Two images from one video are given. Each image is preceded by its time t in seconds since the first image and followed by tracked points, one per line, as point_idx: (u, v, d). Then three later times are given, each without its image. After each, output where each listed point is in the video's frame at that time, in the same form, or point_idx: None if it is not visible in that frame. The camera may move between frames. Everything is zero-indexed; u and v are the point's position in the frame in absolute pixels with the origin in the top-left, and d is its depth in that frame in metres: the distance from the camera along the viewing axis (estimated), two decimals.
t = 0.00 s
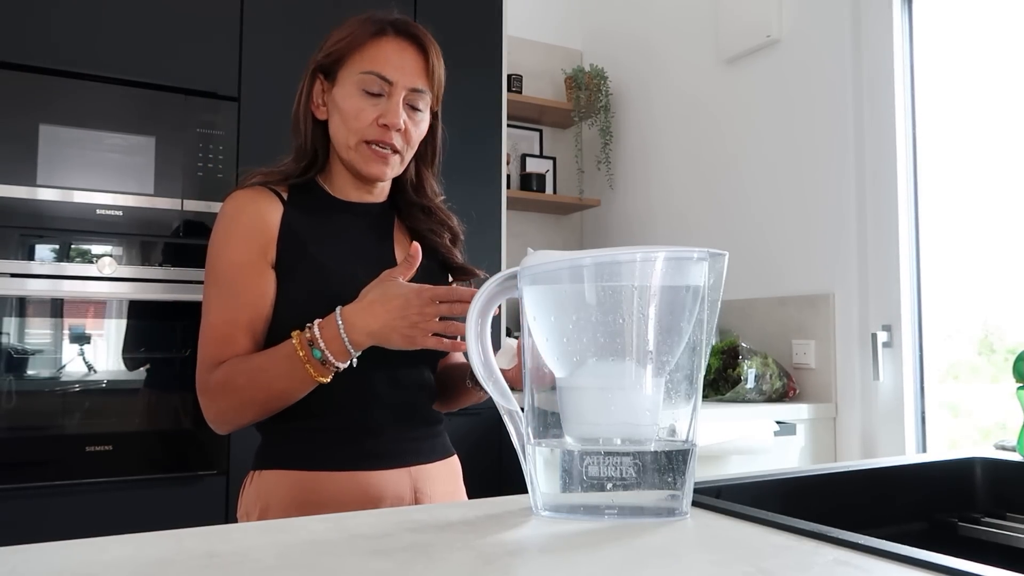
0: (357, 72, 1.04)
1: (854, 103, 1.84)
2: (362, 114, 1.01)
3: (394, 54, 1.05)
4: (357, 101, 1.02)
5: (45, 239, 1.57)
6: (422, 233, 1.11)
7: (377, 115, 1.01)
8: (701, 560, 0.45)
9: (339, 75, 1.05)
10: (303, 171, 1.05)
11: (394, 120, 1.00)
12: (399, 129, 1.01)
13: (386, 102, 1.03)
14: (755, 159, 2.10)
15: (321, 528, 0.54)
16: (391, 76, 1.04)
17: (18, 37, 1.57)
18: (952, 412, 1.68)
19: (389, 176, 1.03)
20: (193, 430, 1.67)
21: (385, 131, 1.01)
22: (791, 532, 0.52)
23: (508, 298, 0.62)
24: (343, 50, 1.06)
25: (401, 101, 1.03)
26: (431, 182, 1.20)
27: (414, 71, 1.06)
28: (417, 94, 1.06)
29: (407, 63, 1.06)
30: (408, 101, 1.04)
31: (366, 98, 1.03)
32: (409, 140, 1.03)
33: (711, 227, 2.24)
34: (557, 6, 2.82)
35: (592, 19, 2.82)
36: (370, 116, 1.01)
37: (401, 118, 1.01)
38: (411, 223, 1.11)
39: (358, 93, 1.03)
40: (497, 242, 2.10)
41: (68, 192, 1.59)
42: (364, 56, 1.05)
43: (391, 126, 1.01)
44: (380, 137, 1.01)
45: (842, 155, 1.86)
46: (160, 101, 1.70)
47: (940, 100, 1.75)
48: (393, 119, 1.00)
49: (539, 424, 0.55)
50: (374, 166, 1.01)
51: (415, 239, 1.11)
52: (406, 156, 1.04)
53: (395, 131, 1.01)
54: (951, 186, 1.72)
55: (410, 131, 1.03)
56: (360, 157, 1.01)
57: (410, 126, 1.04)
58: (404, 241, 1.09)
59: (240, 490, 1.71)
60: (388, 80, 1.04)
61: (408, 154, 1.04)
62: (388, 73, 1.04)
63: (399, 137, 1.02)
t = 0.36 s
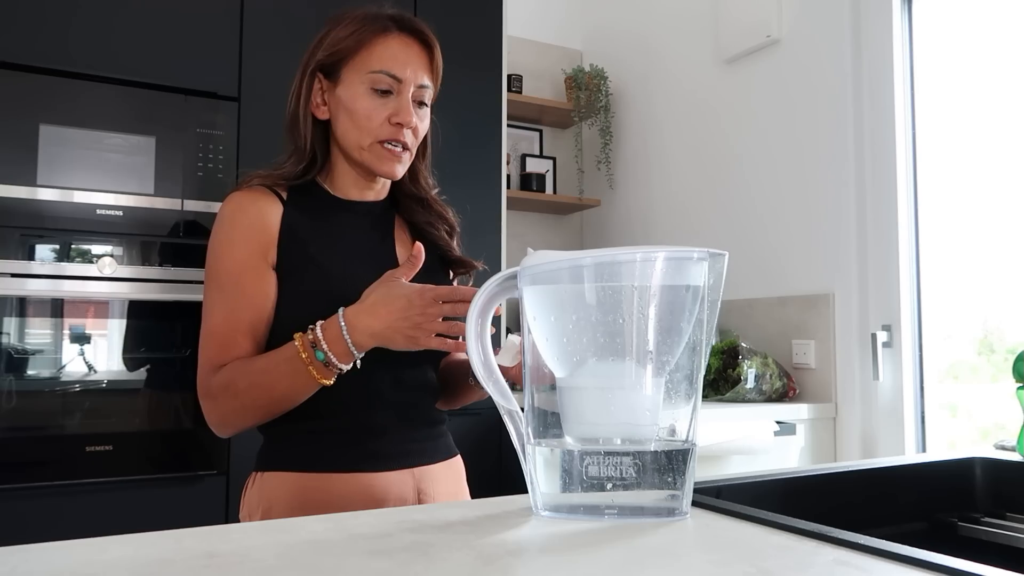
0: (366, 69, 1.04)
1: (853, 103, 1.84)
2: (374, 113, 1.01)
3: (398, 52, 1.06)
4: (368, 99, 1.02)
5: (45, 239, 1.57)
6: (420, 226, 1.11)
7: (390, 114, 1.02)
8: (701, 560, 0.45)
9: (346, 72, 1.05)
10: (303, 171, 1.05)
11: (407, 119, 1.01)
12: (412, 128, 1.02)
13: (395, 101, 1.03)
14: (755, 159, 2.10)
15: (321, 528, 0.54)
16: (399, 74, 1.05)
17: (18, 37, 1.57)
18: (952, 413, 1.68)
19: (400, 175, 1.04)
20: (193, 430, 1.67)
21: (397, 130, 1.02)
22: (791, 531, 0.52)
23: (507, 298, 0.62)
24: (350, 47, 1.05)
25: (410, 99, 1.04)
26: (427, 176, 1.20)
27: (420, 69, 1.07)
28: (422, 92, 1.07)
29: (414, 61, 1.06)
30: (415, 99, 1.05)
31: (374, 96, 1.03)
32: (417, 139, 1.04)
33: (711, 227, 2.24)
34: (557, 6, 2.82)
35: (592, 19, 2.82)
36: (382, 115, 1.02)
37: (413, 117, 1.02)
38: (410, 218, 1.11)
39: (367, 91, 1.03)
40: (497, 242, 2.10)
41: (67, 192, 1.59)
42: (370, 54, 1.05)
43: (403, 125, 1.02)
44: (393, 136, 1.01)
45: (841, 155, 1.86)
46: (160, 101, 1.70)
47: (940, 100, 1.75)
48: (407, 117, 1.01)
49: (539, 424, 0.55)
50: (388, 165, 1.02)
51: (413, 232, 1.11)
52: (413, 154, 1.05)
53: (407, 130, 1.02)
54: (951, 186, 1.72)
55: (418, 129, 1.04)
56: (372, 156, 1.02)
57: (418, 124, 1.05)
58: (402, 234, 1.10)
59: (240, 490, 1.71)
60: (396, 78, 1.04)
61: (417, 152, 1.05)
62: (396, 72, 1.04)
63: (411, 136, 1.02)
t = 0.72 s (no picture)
0: (364, 63, 1.04)
1: (853, 103, 1.84)
2: (375, 105, 1.02)
3: (395, 42, 1.06)
4: (369, 91, 1.03)
5: (44, 239, 1.57)
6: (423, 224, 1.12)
7: (391, 104, 1.02)
8: (701, 560, 0.45)
9: (345, 67, 1.05)
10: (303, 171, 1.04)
11: (409, 107, 1.01)
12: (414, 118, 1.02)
13: (396, 91, 1.03)
14: (755, 160, 2.10)
15: (321, 528, 0.54)
16: (397, 66, 1.05)
17: (18, 37, 1.57)
18: (952, 413, 1.68)
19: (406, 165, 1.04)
20: (193, 430, 1.67)
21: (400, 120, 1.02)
22: (791, 531, 0.52)
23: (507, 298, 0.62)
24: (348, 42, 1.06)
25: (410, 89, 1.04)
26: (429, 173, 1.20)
27: (419, 59, 1.07)
28: (422, 81, 1.07)
29: (412, 52, 1.07)
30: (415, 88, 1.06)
31: (375, 88, 1.03)
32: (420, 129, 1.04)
33: (711, 227, 2.24)
34: (557, 6, 2.82)
35: (592, 19, 2.82)
36: (383, 105, 1.02)
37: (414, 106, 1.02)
38: (413, 215, 1.12)
39: (367, 83, 1.03)
40: (497, 242, 2.11)
41: (67, 192, 1.59)
42: (368, 46, 1.06)
43: (405, 113, 1.01)
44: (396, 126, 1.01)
45: (841, 155, 1.86)
46: (160, 101, 1.70)
47: (940, 100, 1.76)
48: (408, 105, 1.01)
49: (539, 424, 0.55)
50: (393, 154, 1.01)
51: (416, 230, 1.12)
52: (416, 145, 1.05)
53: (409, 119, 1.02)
54: (951, 187, 1.72)
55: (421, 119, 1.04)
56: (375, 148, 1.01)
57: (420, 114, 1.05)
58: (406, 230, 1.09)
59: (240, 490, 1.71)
60: (395, 68, 1.05)
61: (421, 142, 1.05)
62: (395, 63, 1.05)
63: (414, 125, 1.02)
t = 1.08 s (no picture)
0: (339, 58, 1.05)
1: (854, 102, 1.84)
2: (349, 94, 1.02)
3: (371, 35, 1.07)
4: (342, 83, 1.03)
5: (44, 239, 1.57)
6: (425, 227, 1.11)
7: (365, 91, 1.01)
8: (701, 560, 0.45)
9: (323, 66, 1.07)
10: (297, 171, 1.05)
11: (382, 90, 1.00)
12: (387, 99, 1.00)
13: (371, 79, 1.03)
14: (755, 160, 2.10)
15: (321, 528, 0.54)
16: (372, 56, 1.05)
17: (19, 37, 1.57)
18: (952, 413, 1.68)
19: (389, 150, 1.01)
20: (194, 429, 1.67)
21: (374, 103, 1.00)
22: (791, 531, 0.52)
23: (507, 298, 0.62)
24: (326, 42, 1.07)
25: (386, 76, 1.04)
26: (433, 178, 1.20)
27: (396, 49, 1.07)
28: (402, 69, 1.07)
29: (388, 42, 1.07)
30: (393, 76, 1.05)
31: (351, 79, 1.03)
32: (400, 112, 1.02)
33: (711, 226, 2.24)
34: (557, 6, 2.82)
35: (592, 19, 2.82)
36: (357, 92, 1.01)
37: (388, 89, 1.01)
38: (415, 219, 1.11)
39: (344, 75, 1.04)
40: (497, 242, 2.11)
41: (67, 192, 1.59)
42: (345, 42, 1.07)
43: (380, 96, 1.01)
44: (370, 110, 1.00)
45: (841, 155, 1.86)
46: (160, 101, 1.70)
47: (940, 100, 1.76)
48: (381, 88, 1.00)
49: (539, 424, 0.55)
50: (371, 138, 1.00)
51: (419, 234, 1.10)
52: (400, 130, 1.03)
53: (384, 101, 1.00)
54: (951, 187, 1.72)
55: (401, 102, 1.03)
56: (352, 133, 1.00)
57: (400, 98, 1.03)
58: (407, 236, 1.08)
59: (240, 490, 1.71)
60: (371, 58, 1.05)
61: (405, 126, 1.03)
62: (368, 54, 1.05)
63: (390, 107, 1.01)
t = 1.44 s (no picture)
0: (341, 67, 1.05)
1: (854, 102, 1.84)
2: (349, 103, 1.02)
3: (373, 40, 1.07)
4: (343, 92, 1.03)
5: (45, 239, 1.57)
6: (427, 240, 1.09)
7: (364, 101, 1.02)
8: (701, 560, 0.45)
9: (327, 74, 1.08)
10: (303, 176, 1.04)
11: (380, 100, 1.01)
12: (385, 109, 1.01)
13: (371, 87, 1.03)
14: (755, 160, 2.10)
15: (321, 528, 0.54)
16: (373, 63, 1.05)
17: (19, 38, 1.57)
18: (952, 413, 1.68)
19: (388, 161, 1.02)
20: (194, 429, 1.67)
21: (372, 114, 1.01)
22: (791, 531, 0.52)
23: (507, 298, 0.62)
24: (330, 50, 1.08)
25: (386, 84, 1.04)
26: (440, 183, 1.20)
27: (398, 55, 1.07)
28: (404, 75, 1.06)
29: (390, 48, 1.06)
30: (394, 83, 1.05)
31: (353, 87, 1.04)
32: (400, 121, 1.02)
33: (712, 227, 2.24)
34: (558, 6, 2.82)
35: (592, 19, 2.82)
36: (357, 102, 1.02)
37: (386, 99, 1.01)
38: (418, 234, 1.09)
39: (345, 84, 1.04)
40: (498, 242, 2.11)
41: (68, 192, 1.59)
42: (348, 47, 1.06)
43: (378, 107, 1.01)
44: (369, 121, 1.01)
45: (841, 155, 1.86)
46: (160, 101, 1.70)
47: (941, 100, 1.75)
48: (379, 99, 1.01)
49: (539, 424, 0.55)
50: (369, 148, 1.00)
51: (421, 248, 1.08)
52: (401, 139, 1.03)
53: (382, 112, 1.01)
54: (951, 186, 1.72)
55: (401, 111, 1.03)
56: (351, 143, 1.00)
57: (399, 106, 1.03)
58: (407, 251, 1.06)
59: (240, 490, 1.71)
60: (372, 65, 1.05)
61: (406, 135, 1.03)
62: (368, 61, 1.05)
63: (389, 118, 1.01)
